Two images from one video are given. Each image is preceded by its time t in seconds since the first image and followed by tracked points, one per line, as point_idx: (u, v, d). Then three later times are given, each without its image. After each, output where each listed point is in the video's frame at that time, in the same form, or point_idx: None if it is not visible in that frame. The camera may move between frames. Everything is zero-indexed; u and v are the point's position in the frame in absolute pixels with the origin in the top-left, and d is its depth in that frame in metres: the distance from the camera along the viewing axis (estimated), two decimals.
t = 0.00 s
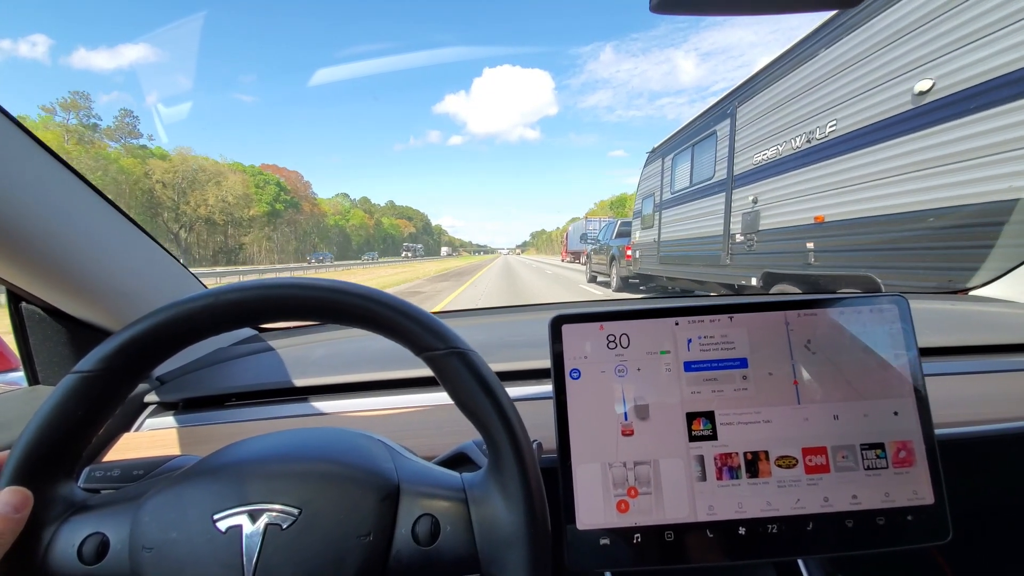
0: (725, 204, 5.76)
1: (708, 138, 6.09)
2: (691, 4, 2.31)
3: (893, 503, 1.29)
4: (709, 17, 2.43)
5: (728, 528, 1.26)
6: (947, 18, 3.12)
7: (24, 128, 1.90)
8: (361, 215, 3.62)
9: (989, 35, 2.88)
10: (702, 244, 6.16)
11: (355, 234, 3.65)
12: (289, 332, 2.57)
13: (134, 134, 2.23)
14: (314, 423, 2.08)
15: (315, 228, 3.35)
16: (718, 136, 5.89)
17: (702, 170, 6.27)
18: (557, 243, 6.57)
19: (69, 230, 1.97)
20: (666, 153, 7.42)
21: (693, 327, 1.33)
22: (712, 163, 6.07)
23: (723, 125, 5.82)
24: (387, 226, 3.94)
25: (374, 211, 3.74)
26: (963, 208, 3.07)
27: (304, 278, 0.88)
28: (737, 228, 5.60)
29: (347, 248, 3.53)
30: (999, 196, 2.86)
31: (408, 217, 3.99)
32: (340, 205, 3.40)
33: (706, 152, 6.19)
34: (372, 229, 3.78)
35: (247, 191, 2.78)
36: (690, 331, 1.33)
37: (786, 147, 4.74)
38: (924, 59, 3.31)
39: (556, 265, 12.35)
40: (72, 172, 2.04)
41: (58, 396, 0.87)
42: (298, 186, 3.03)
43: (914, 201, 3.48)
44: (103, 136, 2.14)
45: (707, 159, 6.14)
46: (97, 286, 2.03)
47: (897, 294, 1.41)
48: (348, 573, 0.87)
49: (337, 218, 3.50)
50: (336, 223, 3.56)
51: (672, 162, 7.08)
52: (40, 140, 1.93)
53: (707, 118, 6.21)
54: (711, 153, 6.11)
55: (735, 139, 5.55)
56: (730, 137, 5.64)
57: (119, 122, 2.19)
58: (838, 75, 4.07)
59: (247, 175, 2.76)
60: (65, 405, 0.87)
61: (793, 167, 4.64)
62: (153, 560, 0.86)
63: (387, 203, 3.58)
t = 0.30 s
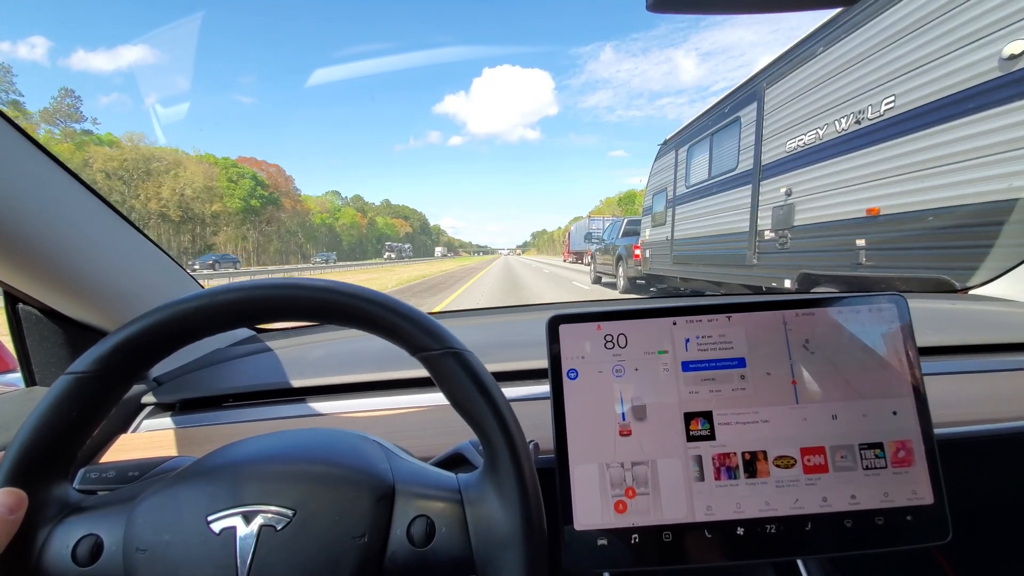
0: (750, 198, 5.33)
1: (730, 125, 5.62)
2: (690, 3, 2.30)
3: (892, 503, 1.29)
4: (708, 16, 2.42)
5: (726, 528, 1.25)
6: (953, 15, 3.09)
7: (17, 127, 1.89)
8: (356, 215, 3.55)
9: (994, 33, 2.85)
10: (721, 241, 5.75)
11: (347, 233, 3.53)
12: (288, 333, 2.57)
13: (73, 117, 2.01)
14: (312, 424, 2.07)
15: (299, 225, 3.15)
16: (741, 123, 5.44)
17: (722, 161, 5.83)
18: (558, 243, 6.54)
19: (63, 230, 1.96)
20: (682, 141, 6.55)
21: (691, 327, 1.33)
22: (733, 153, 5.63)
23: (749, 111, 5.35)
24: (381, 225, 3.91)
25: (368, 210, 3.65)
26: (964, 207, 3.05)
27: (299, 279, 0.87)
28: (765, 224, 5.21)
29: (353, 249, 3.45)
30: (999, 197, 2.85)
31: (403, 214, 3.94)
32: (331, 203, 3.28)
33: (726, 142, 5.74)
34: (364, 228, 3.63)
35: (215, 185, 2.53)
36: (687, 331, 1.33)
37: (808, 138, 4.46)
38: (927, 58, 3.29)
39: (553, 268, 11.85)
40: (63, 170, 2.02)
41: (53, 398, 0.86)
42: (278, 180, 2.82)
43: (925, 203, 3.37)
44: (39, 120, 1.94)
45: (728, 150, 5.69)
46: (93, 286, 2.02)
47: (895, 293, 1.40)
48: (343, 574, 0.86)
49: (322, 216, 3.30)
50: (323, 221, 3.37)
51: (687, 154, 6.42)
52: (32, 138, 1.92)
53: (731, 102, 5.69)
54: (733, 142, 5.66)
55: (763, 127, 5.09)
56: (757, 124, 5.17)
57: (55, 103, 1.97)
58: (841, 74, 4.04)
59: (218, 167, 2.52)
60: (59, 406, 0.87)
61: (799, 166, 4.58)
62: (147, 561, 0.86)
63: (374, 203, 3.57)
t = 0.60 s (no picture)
0: (786, 192, 4.89)
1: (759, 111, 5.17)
2: (689, 4, 2.30)
3: (890, 504, 1.29)
4: (707, 17, 2.42)
5: (723, 530, 1.25)
6: (960, 17, 3.08)
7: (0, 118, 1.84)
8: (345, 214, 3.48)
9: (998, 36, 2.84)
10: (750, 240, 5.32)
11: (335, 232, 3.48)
12: (287, 335, 2.56)
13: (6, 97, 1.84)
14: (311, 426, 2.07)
15: (279, 221, 3.04)
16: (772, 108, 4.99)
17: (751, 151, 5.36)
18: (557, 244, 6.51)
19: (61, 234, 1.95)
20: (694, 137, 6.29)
21: (688, 329, 1.33)
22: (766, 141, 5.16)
23: (782, 94, 4.88)
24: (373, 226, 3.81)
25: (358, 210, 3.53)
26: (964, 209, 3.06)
27: (295, 281, 0.87)
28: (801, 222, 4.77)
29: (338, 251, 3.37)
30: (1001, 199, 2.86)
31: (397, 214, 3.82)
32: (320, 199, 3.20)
33: (754, 130, 5.28)
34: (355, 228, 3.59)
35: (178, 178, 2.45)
36: (685, 333, 1.33)
37: (851, 126, 4.03)
38: (932, 61, 3.28)
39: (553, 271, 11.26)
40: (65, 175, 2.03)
41: (48, 402, 0.86)
42: (250, 174, 2.74)
43: (928, 202, 3.42)
44: None
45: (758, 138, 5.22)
46: (92, 291, 2.02)
47: (892, 294, 1.41)
48: None
49: (307, 214, 3.20)
50: (308, 220, 3.27)
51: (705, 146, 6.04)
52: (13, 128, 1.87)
53: (746, 96, 5.42)
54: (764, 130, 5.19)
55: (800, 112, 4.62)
56: (794, 108, 4.70)
57: None
58: (846, 75, 4.03)
59: (182, 158, 2.45)
60: (54, 410, 0.86)
61: (807, 167, 4.59)
62: (143, 566, 0.85)
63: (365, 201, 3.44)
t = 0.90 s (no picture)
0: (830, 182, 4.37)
1: (796, 94, 4.66)
2: (688, 4, 2.30)
3: (892, 505, 1.28)
4: (706, 18, 2.41)
5: (725, 531, 1.25)
6: (967, 20, 3.06)
7: None
8: (333, 212, 3.43)
9: (1004, 40, 2.82)
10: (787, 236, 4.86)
11: (323, 231, 3.37)
12: (287, 337, 2.57)
13: None
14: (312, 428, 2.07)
15: (258, 222, 2.88)
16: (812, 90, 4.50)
17: (785, 140, 4.91)
18: (558, 245, 6.49)
19: (47, 229, 1.90)
20: (716, 126, 5.96)
21: (689, 329, 1.33)
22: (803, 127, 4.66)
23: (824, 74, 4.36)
24: (365, 226, 3.72)
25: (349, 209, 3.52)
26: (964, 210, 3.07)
27: (297, 284, 0.87)
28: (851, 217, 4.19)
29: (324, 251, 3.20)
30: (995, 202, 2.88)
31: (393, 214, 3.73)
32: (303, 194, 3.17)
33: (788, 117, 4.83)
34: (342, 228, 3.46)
35: (130, 168, 2.22)
36: (685, 334, 1.32)
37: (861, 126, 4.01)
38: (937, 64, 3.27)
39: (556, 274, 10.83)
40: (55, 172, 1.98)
41: (49, 404, 0.86)
42: (217, 168, 2.50)
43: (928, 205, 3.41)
44: None
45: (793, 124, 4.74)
46: (82, 286, 1.99)
47: (894, 294, 1.40)
48: None
49: (289, 212, 3.12)
50: (291, 218, 3.17)
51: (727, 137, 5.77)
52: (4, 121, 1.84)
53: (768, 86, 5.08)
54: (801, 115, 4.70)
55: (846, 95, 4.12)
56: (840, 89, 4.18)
57: None
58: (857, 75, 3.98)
59: (135, 147, 2.24)
60: (56, 412, 0.86)
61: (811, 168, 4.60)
62: (145, 568, 0.85)
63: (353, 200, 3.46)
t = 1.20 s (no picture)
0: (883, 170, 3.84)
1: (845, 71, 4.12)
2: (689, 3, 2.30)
3: (894, 503, 1.28)
4: (706, 16, 2.41)
5: (727, 530, 1.24)
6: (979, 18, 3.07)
7: None
8: (320, 210, 3.17)
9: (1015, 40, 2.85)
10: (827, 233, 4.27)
11: (307, 230, 3.10)
12: (288, 336, 2.57)
13: None
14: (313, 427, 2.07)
15: (230, 218, 2.75)
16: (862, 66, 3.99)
17: (829, 124, 4.35)
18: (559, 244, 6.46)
19: (42, 225, 1.88)
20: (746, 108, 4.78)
21: (691, 328, 1.32)
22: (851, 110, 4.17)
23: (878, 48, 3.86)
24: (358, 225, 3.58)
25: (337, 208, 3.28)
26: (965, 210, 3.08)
27: (298, 282, 0.87)
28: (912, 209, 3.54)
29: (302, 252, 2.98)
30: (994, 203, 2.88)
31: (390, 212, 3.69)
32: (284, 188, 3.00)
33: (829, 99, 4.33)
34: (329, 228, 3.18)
35: (67, 156, 2.04)
36: (687, 332, 1.32)
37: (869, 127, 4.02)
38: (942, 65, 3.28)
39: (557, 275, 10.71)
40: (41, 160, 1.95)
41: (49, 404, 0.86)
42: (180, 158, 2.38)
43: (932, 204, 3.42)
44: None
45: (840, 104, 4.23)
46: (71, 280, 1.96)
47: (896, 292, 1.40)
48: None
49: (265, 208, 2.94)
50: (269, 216, 2.99)
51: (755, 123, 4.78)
52: None
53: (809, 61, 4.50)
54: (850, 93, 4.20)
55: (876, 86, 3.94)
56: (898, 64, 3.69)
57: None
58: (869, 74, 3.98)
59: (74, 130, 2.07)
60: (57, 411, 0.86)
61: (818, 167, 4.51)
62: (146, 566, 0.85)
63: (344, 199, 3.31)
